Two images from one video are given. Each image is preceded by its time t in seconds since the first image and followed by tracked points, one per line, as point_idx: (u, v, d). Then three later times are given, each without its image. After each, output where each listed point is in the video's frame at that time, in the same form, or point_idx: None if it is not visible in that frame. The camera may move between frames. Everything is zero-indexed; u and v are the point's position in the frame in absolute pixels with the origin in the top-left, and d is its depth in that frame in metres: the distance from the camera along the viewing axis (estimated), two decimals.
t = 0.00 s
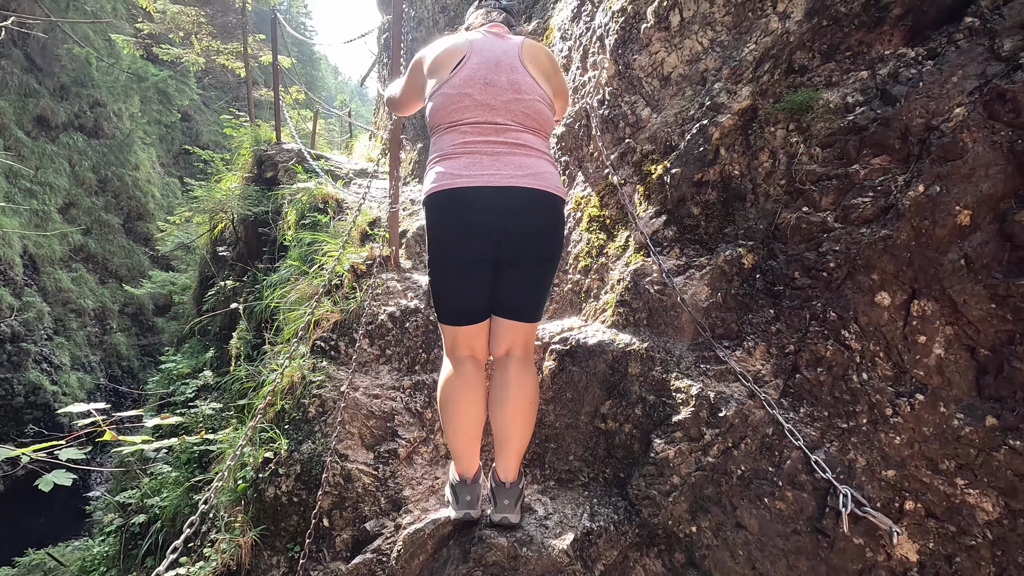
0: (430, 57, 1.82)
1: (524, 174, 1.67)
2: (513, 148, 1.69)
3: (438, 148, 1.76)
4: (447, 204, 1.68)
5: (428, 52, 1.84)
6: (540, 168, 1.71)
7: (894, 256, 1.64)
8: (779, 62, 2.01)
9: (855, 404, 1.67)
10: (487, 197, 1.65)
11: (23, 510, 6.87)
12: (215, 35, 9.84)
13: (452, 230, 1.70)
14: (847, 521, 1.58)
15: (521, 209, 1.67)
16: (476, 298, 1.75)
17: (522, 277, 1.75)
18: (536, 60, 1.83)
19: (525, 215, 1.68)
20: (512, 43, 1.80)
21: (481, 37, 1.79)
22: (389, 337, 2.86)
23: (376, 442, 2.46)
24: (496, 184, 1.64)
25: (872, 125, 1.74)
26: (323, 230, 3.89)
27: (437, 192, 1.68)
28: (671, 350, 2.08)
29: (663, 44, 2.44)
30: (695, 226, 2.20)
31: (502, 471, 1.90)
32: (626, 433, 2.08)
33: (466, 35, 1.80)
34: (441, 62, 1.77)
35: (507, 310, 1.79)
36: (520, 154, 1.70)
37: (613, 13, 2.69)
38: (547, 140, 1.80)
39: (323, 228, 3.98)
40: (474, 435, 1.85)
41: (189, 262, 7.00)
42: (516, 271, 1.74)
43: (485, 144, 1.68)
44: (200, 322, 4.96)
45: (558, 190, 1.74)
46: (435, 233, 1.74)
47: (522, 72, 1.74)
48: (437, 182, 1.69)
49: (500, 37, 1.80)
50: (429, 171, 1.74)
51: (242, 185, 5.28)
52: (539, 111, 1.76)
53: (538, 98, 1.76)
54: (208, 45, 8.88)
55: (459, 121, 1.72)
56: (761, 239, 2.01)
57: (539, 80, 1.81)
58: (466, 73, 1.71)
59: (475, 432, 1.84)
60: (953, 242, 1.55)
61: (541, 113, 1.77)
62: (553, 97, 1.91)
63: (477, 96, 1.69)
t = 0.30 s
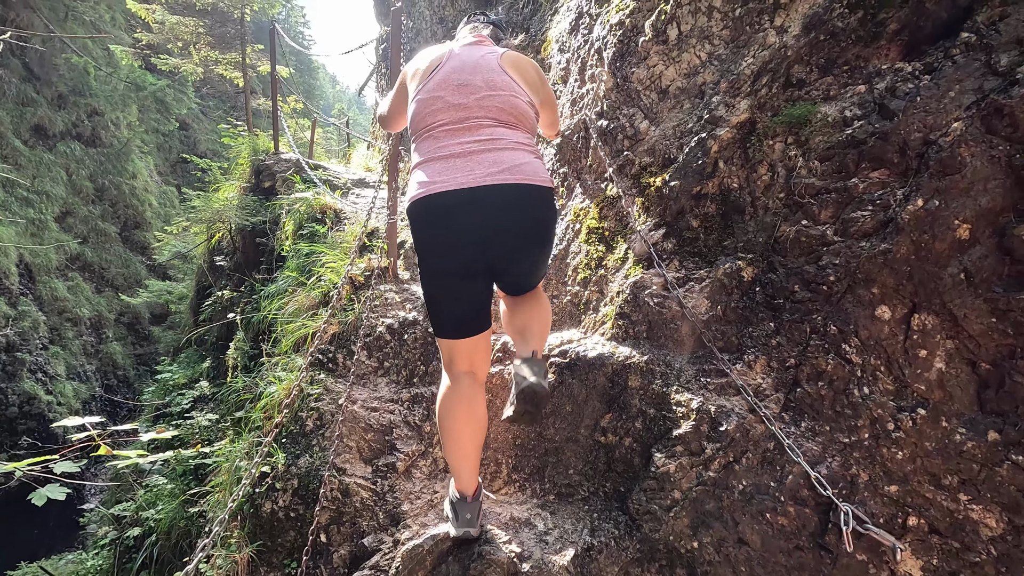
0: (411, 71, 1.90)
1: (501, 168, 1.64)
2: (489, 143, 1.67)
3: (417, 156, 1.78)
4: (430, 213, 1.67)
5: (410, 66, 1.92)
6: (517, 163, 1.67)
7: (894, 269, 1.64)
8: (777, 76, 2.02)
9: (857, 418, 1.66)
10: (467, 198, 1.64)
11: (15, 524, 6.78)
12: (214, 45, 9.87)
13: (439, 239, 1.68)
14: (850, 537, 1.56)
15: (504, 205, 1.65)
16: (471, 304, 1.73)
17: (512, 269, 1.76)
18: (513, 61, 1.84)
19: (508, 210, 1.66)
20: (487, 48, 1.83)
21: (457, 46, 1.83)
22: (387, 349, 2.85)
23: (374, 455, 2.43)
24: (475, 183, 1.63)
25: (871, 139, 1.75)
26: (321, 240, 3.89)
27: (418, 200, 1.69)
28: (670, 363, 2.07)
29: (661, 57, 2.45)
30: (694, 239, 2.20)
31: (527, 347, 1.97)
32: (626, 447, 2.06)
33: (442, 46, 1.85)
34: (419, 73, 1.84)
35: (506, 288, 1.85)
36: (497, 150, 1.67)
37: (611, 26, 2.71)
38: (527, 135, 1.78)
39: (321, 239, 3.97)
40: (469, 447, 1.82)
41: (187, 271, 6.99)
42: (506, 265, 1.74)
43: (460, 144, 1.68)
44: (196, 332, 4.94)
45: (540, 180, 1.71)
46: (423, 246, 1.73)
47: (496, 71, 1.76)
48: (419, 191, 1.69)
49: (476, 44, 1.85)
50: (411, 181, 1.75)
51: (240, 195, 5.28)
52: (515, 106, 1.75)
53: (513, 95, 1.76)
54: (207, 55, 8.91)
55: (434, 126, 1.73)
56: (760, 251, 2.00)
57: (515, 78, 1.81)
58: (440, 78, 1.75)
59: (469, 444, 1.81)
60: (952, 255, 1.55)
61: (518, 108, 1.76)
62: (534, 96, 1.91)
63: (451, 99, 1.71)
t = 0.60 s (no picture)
0: (400, 78, 1.90)
1: (494, 173, 1.61)
2: (481, 147, 1.63)
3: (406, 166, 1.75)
4: (427, 226, 1.64)
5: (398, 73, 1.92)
6: (511, 165, 1.63)
7: (903, 280, 1.61)
8: (781, 85, 2.01)
9: (866, 432, 1.63)
10: (464, 207, 1.60)
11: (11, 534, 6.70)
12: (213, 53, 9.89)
13: (441, 250, 1.65)
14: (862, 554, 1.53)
15: (502, 210, 1.62)
16: (477, 310, 1.72)
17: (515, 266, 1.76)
18: (500, 63, 1.81)
19: (506, 214, 1.63)
20: (474, 51, 1.81)
21: (444, 52, 1.81)
22: (387, 359, 2.81)
23: (375, 468, 2.40)
24: (471, 191, 1.59)
25: (877, 148, 1.73)
26: (320, 248, 3.87)
27: (413, 213, 1.65)
28: (675, 375, 2.04)
29: (663, 66, 2.43)
30: (699, 248, 2.18)
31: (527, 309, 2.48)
32: (630, 460, 2.03)
33: (428, 52, 1.84)
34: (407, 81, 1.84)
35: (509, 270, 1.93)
36: (489, 154, 1.63)
37: (613, 35, 2.70)
38: (519, 135, 1.74)
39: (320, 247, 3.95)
40: (469, 458, 1.78)
41: (185, 279, 6.97)
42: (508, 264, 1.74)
43: (451, 150, 1.64)
44: (194, 340, 4.91)
45: (535, 179, 1.67)
46: (424, 259, 1.70)
47: (483, 73, 1.73)
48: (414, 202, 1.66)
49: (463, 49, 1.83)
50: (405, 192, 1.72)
51: (238, 204, 5.26)
52: (503, 107, 1.72)
53: (502, 95, 1.72)
54: (206, 63, 8.92)
55: (423, 133, 1.69)
56: (766, 262, 1.98)
57: (503, 80, 1.78)
58: (425, 84, 1.72)
59: (469, 454, 1.78)
60: (962, 266, 1.52)
61: (507, 108, 1.73)
62: (526, 95, 1.87)
63: (438, 104, 1.68)
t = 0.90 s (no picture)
0: (400, 83, 1.83)
1: (506, 188, 1.58)
2: (490, 160, 1.59)
3: (409, 176, 1.68)
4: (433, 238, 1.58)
5: (397, 77, 1.86)
6: (522, 180, 1.61)
7: (916, 293, 1.56)
8: (786, 91, 1.97)
9: (879, 450, 1.57)
10: (474, 221, 1.56)
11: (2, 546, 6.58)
12: (212, 61, 9.90)
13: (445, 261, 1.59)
14: None
15: (511, 224, 1.59)
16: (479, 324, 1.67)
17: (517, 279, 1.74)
18: (504, 70, 1.77)
19: (515, 228, 1.60)
20: (477, 57, 1.76)
21: (446, 57, 1.76)
22: (383, 371, 2.75)
23: (369, 483, 2.33)
24: (482, 205, 1.56)
25: (886, 156, 1.68)
26: (316, 257, 3.81)
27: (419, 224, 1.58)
28: (679, 390, 1.98)
29: (665, 72, 2.40)
30: (702, 259, 2.13)
31: (520, 319, 2.41)
32: (633, 476, 1.95)
33: (429, 57, 1.78)
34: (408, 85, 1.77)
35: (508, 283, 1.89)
36: (499, 167, 1.60)
37: (613, 42, 2.68)
38: (527, 147, 1.71)
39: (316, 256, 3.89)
40: (468, 472, 1.72)
41: (181, 287, 6.92)
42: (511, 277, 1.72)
43: (460, 162, 1.59)
44: (189, 350, 4.84)
45: (544, 193, 1.66)
46: (425, 269, 1.63)
47: (489, 81, 1.68)
48: (420, 213, 1.60)
49: (465, 54, 1.78)
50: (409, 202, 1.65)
51: (235, 212, 5.21)
52: (512, 118, 1.68)
53: (509, 106, 1.69)
54: (205, 71, 8.93)
55: (428, 142, 1.63)
56: (772, 273, 1.93)
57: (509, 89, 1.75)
58: (429, 91, 1.67)
59: (468, 469, 1.72)
60: (976, 278, 1.47)
61: (515, 119, 1.69)
62: (530, 104, 1.84)
63: (444, 112, 1.63)
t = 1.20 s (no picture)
0: (399, 88, 1.74)
1: (518, 198, 1.49)
2: (501, 169, 1.51)
3: (412, 184, 1.56)
4: (438, 247, 1.47)
5: (396, 81, 1.77)
6: (533, 191, 1.54)
7: (932, 301, 1.46)
8: (790, 88, 1.88)
9: (894, 470, 1.45)
10: (483, 230, 1.46)
11: None
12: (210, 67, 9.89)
13: (447, 270, 1.48)
14: None
15: (520, 235, 1.51)
16: (479, 336, 1.57)
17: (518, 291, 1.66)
18: (509, 77, 1.70)
19: (522, 239, 1.52)
20: (481, 63, 1.69)
21: (448, 61, 1.67)
22: (370, 381, 2.66)
23: (353, 500, 2.22)
24: (491, 214, 1.46)
25: (898, 156, 1.59)
26: (306, 263, 3.73)
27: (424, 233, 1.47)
28: (679, 403, 1.87)
29: (663, 70, 2.31)
30: (703, 265, 2.03)
31: (512, 328, 2.30)
32: (629, 496, 1.84)
33: (432, 61, 1.70)
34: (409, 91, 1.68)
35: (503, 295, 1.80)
36: (509, 176, 1.51)
37: (609, 40, 2.60)
38: (535, 157, 1.63)
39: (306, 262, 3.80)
40: (454, 482, 1.59)
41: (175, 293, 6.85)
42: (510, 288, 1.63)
43: (468, 170, 1.50)
44: (179, 358, 4.75)
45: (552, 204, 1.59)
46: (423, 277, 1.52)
47: (495, 88, 1.61)
48: (423, 222, 1.48)
49: (468, 59, 1.71)
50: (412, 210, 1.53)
51: (227, 218, 5.14)
52: (521, 127, 1.61)
53: (517, 115, 1.62)
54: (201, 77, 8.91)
55: (433, 148, 1.53)
56: (777, 279, 1.83)
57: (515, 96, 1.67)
58: (434, 96, 1.58)
59: (455, 479, 1.59)
60: (998, 285, 1.36)
61: (523, 128, 1.62)
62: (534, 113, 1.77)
63: (451, 118, 1.54)
